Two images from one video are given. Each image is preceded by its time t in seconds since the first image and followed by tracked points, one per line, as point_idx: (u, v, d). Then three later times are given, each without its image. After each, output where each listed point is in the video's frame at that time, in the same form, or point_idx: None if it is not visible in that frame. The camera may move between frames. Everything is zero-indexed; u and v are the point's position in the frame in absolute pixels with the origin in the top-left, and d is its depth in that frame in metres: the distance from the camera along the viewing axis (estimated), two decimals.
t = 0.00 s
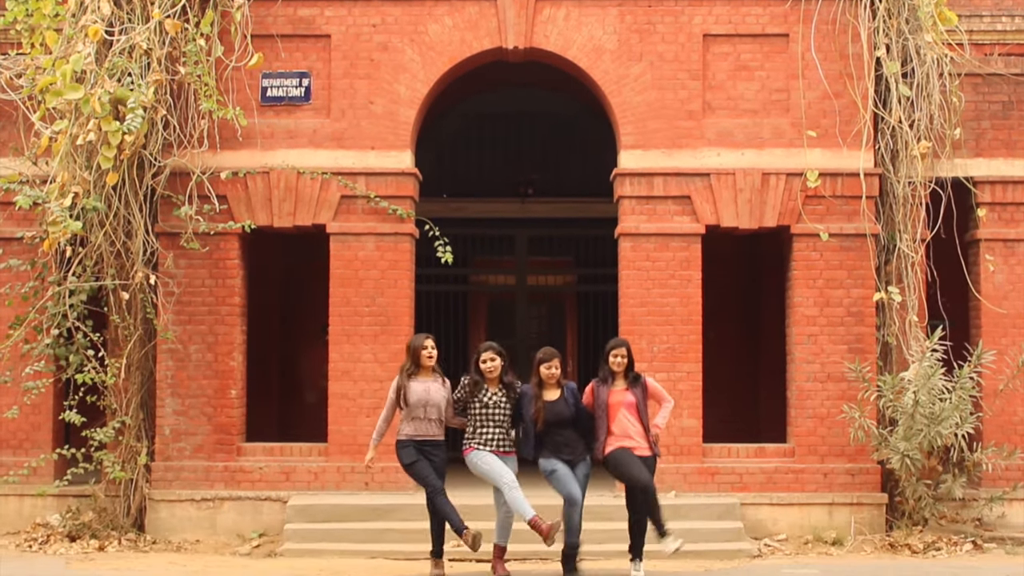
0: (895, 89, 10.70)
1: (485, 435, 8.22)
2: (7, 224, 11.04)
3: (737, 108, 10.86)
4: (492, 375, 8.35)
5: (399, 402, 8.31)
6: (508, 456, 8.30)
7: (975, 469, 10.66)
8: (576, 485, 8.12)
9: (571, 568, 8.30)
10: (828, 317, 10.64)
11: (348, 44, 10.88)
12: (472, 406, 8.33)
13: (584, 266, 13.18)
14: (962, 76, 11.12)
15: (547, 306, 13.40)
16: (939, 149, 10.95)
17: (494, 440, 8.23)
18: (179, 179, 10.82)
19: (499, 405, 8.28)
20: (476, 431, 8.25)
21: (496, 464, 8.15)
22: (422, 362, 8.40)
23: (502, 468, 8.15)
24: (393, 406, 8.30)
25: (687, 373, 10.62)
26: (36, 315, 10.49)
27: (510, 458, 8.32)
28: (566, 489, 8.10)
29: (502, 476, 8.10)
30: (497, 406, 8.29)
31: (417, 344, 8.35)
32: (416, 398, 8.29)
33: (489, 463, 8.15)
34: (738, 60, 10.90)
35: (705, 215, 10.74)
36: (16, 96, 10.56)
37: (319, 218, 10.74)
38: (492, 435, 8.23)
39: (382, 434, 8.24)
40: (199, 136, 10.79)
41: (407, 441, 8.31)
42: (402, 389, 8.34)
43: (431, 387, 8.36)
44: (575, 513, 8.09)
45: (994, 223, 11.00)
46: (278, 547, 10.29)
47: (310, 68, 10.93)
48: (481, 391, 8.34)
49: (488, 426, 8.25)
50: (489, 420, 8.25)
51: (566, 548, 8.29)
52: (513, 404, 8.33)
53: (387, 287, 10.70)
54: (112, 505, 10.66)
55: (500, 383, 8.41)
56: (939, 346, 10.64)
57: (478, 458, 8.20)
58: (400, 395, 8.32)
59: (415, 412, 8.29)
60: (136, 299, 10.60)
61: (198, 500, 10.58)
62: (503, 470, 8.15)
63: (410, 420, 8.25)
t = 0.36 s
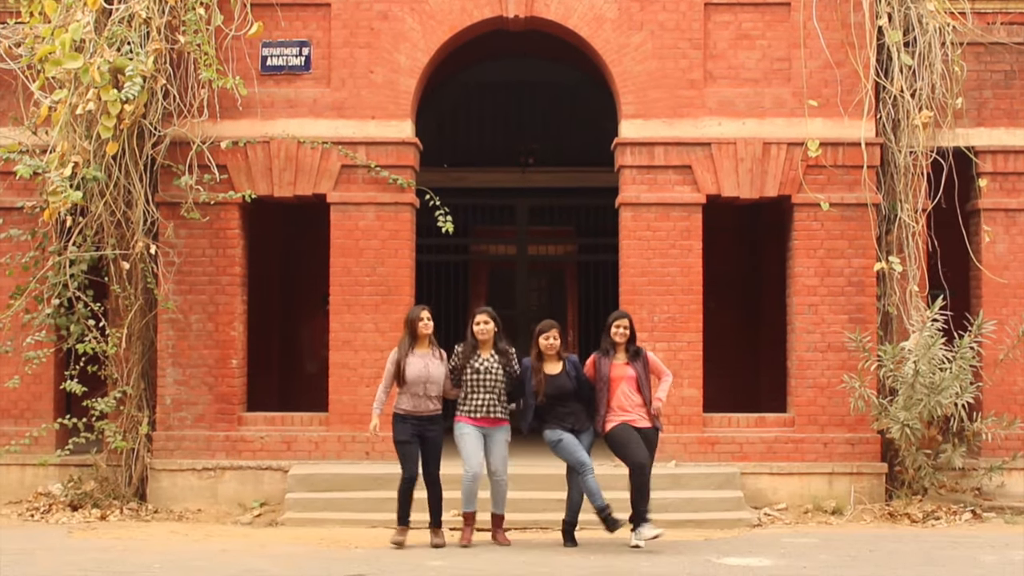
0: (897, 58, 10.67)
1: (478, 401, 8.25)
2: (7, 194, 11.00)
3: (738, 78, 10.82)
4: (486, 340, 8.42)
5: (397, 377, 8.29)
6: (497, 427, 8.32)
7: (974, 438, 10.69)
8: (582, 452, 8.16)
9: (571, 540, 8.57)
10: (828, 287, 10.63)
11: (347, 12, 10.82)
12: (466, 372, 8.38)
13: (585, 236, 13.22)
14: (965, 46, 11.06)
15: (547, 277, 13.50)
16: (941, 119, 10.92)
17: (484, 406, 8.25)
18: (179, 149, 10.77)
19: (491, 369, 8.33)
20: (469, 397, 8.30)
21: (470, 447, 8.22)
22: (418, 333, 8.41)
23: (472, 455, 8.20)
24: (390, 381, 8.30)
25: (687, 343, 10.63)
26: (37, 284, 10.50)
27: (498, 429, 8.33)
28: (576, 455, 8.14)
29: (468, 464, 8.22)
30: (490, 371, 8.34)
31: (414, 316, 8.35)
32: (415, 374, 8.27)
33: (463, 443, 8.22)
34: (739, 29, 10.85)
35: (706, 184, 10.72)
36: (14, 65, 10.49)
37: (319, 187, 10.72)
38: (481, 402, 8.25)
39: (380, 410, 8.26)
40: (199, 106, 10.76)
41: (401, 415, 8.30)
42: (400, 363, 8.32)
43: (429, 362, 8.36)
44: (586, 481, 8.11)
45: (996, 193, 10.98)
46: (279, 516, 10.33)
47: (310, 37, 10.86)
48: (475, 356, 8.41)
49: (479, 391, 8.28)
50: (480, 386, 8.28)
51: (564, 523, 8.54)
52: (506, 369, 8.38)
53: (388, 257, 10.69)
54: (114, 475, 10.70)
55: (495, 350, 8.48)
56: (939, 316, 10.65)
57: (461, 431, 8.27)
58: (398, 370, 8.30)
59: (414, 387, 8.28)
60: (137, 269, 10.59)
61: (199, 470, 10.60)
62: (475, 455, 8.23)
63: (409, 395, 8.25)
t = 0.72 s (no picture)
0: (899, 31, 10.63)
1: (459, 380, 8.28)
2: (7, 167, 10.97)
3: (740, 51, 10.77)
4: (471, 321, 8.36)
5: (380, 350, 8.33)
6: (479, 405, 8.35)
7: (974, 411, 10.72)
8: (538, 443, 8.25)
9: (532, 513, 8.58)
10: (828, 261, 10.63)
11: None
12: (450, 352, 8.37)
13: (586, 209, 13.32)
14: (966, 18, 11.01)
15: (547, 251, 13.48)
16: (942, 92, 10.90)
17: (465, 385, 8.28)
18: (179, 122, 10.73)
19: (474, 352, 8.30)
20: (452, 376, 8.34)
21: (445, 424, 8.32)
22: (403, 307, 8.38)
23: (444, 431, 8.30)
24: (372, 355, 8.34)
25: (687, 317, 10.63)
26: (37, 258, 10.47)
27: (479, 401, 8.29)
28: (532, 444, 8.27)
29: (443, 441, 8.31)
30: (472, 353, 8.31)
31: (400, 290, 8.33)
32: (397, 345, 8.29)
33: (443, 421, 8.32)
34: (741, 1, 10.79)
35: (707, 157, 10.70)
36: (13, 38, 10.42)
37: (319, 160, 10.68)
38: (463, 381, 8.28)
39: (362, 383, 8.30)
40: (199, 79, 10.71)
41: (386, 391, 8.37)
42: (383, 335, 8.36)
43: (411, 334, 8.35)
44: (533, 468, 8.27)
45: (997, 166, 10.96)
46: (280, 489, 10.35)
47: (310, 10, 10.80)
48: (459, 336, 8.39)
49: (462, 371, 8.30)
50: (463, 365, 8.30)
51: (525, 496, 8.53)
52: (490, 351, 8.33)
53: (388, 231, 10.67)
54: (115, 448, 10.73)
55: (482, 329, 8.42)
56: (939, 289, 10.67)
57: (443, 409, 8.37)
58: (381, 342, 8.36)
59: (396, 360, 8.29)
60: (137, 243, 10.57)
61: (200, 443, 10.62)
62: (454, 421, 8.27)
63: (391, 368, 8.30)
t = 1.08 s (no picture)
0: (899, 16, 10.61)
1: (462, 371, 8.27)
2: (7, 153, 10.94)
3: (740, 36, 10.75)
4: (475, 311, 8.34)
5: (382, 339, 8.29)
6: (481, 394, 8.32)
7: (974, 397, 10.73)
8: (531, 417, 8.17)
9: (531, 498, 8.59)
10: (829, 247, 10.63)
11: None
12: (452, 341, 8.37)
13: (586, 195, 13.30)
14: (967, 3, 10.99)
15: (547, 237, 13.57)
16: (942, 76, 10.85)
17: (467, 375, 8.26)
18: (179, 108, 10.68)
19: (476, 342, 8.28)
20: (455, 365, 8.33)
21: (449, 413, 8.28)
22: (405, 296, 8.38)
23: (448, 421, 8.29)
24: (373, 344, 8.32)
25: (687, 303, 10.63)
26: (37, 243, 10.46)
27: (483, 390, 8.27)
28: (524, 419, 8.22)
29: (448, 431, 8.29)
30: (475, 343, 8.29)
31: (404, 279, 8.34)
32: (397, 336, 8.24)
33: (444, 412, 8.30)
34: None
35: (707, 143, 10.68)
36: (12, 22, 10.39)
37: (319, 146, 10.66)
38: (466, 371, 8.26)
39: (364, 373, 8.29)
40: (198, 65, 10.66)
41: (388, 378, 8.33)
42: (384, 324, 8.30)
43: (413, 325, 8.32)
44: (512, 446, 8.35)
45: (998, 151, 10.95)
46: (280, 475, 10.36)
47: None
48: (462, 327, 8.38)
49: (465, 361, 8.29)
50: (466, 355, 8.29)
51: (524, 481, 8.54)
52: (492, 341, 8.30)
53: (388, 217, 10.66)
54: (115, 434, 10.76)
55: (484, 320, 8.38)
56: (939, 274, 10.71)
57: (446, 399, 8.32)
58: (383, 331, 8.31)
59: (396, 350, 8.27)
60: (137, 229, 10.56)
61: (201, 429, 10.63)
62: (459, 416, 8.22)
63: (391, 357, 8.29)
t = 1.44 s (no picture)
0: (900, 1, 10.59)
1: (482, 351, 8.23)
2: (6, 139, 10.92)
3: (741, 22, 10.72)
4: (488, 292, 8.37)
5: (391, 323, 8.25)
6: (501, 377, 8.30)
7: (974, 383, 10.75)
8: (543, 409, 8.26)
9: (532, 484, 8.60)
10: (830, 233, 10.63)
11: None
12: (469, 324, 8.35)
13: (586, 180, 13.28)
14: None
15: (547, 224, 13.56)
16: (944, 62, 10.84)
17: (485, 357, 8.23)
18: (179, 94, 10.65)
19: (494, 320, 8.29)
20: (473, 348, 8.28)
21: (476, 403, 8.23)
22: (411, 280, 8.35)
23: (476, 412, 8.24)
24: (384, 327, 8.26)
25: (688, 288, 10.64)
26: (38, 230, 10.44)
27: (505, 378, 8.32)
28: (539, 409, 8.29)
29: (474, 422, 8.23)
30: (492, 322, 8.30)
31: (407, 264, 8.34)
32: (409, 320, 8.26)
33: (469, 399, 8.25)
34: None
35: (708, 129, 10.66)
36: (12, 8, 10.36)
37: (320, 132, 10.64)
38: (484, 353, 8.24)
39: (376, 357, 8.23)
40: (198, 50, 10.62)
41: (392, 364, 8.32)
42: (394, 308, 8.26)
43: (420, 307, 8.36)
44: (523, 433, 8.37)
45: (999, 137, 10.94)
46: (281, 460, 10.37)
47: None
48: (477, 309, 8.37)
49: (483, 342, 8.26)
50: (483, 335, 8.26)
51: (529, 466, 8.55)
52: (509, 321, 8.32)
53: (388, 202, 10.65)
54: (117, 419, 10.76)
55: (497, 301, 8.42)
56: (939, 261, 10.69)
57: (469, 386, 8.26)
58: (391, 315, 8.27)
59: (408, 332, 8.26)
60: (137, 214, 10.54)
61: (202, 415, 10.64)
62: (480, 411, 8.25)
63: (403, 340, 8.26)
